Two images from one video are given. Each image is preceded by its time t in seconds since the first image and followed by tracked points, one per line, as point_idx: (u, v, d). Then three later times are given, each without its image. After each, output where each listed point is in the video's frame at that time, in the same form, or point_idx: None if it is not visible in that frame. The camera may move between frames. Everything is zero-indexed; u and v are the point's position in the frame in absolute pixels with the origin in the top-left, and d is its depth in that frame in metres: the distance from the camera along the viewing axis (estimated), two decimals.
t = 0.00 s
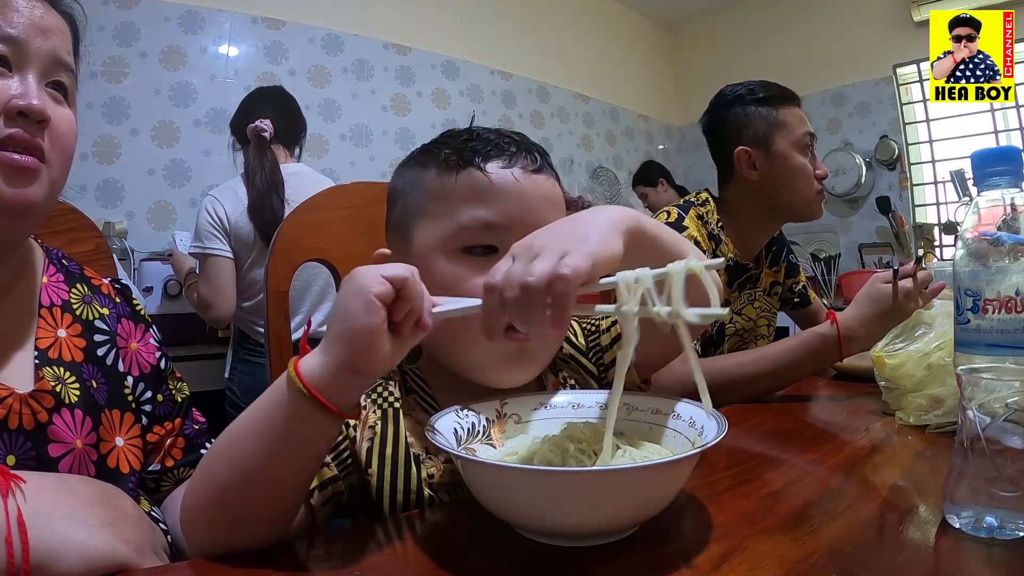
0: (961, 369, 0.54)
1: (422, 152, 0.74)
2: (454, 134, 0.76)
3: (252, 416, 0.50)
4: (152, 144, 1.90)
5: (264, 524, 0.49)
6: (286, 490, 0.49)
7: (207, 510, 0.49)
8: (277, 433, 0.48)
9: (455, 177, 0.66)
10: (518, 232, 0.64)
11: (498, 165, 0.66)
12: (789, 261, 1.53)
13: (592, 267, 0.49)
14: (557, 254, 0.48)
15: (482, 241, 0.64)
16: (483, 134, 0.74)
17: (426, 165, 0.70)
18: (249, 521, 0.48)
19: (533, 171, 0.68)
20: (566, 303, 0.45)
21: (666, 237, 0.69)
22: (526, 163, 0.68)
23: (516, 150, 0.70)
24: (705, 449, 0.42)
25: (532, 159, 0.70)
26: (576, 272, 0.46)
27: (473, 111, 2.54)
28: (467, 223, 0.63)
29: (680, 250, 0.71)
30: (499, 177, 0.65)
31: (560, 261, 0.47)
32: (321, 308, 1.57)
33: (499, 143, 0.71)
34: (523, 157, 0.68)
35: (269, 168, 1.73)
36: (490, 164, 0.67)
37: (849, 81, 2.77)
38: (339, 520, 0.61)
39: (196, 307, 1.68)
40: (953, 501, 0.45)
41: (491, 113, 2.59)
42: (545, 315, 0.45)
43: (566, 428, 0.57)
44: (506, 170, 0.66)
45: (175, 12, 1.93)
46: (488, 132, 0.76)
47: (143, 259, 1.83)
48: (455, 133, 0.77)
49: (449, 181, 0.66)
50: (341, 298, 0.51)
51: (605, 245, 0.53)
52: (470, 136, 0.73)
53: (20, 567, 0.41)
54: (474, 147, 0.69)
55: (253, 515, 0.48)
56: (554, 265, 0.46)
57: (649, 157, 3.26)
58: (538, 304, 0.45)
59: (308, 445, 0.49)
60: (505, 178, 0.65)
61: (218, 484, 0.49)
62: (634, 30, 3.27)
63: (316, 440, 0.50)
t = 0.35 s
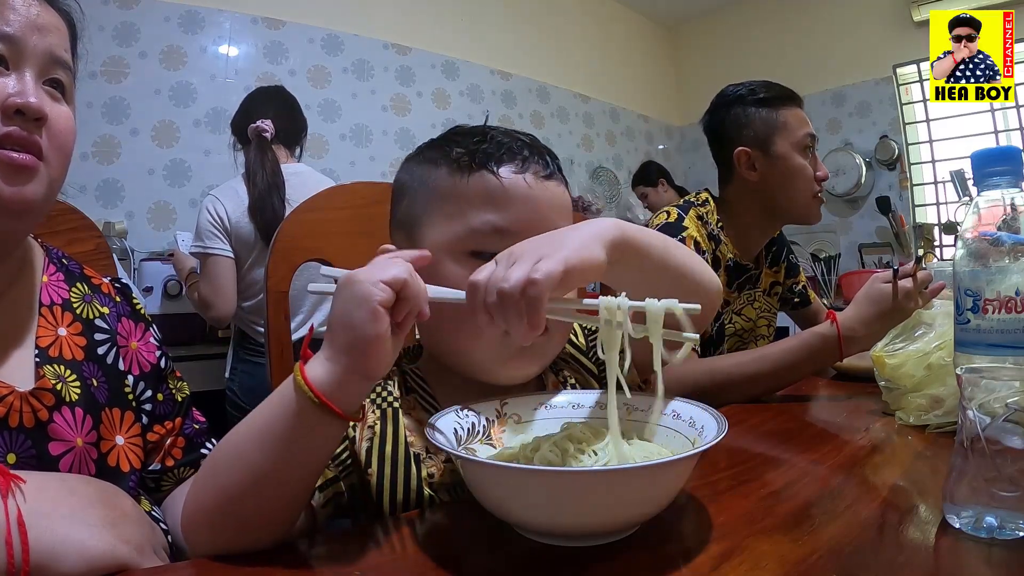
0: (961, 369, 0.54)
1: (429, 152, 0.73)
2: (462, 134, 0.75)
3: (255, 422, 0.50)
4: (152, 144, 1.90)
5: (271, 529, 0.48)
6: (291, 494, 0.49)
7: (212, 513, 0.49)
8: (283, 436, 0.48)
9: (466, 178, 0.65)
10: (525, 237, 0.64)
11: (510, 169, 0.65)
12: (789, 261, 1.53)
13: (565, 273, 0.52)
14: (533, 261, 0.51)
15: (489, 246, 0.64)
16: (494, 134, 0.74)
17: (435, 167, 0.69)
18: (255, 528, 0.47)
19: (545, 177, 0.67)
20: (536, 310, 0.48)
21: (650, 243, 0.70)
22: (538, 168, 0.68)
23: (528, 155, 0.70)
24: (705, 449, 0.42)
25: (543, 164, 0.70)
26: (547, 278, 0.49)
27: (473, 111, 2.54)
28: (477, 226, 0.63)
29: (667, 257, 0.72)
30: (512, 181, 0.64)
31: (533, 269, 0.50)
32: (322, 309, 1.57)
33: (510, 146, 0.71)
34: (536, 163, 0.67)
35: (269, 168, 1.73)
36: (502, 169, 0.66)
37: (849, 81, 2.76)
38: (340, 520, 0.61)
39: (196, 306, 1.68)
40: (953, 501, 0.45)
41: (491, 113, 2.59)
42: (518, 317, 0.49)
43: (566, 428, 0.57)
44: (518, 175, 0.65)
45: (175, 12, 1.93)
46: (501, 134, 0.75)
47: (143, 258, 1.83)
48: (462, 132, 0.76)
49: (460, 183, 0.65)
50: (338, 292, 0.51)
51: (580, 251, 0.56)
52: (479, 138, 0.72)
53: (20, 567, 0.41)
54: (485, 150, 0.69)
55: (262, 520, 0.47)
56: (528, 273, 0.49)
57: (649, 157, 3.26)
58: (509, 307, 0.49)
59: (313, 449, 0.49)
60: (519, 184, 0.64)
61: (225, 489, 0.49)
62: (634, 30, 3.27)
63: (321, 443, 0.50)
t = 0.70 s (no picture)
0: (961, 369, 0.54)
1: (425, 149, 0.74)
2: (458, 130, 0.76)
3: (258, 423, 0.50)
4: (152, 144, 1.90)
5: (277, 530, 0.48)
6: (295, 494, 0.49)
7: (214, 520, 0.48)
8: (286, 437, 0.48)
9: (451, 176, 0.66)
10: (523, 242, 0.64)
11: (494, 163, 0.65)
12: (788, 261, 1.53)
13: (560, 268, 0.53)
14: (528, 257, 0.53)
15: (472, 236, 0.64)
16: (483, 130, 0.74)
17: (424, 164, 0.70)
18: (261, 528, 0.47)
19: (530, 169, 0.66)
20: (532, 294, 0.50)
21: (644, 266, 0.68)
22: (524, 160, 0.66)
23: (514, 148, 0.69)
24: (705, 449, 0.42)
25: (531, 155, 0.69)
26: (542, 268, 0.51)
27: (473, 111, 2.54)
28: (459, 216, 0.64)
29: (664, 275, 0.70)
30: (493, 174, 0.64)
31: (529, 260, 0.51)
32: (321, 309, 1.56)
33: (497, 140, 0.71)
34: (519, 155, 0.66)
35: (269, 168, 1.73)
36: (484, 164, 0.66)
37: (849, 81, 2.76)
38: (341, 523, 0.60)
39: (195, 306, 1.68)
40: (953, 501, 0.45)
41: (491, 113, 2.59)
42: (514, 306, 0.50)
43: (566, 428, 0.57)
44: (500, 168, 0.65)
45: (175, 12, 1.93)
46: (492, 129, 0.75)
47: (143, 259, 1.83)
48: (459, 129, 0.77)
49: (445, 180, 0.66)
50: (335, 299, 0.50)
51: (573, 255, 0.57)
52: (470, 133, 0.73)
53: (20, 567, 0.41)
54: (470, 146, 0.68)
55: (265, 522, 0.47)
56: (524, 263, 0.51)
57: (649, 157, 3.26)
58: (505, 295, 0.49)
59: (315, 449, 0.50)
60: (498, 176, 0.64)
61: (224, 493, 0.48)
62: (634, 30, 3.27)
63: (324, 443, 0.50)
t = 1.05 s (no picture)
0: (961, 369, 0.53)
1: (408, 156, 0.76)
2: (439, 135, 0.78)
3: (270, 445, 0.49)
4: (152, 144, 1.90)
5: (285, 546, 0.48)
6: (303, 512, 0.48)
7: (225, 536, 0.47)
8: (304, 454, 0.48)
9: (416, 172, 0.68)
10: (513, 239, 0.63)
11: (450, 154, 0.66)
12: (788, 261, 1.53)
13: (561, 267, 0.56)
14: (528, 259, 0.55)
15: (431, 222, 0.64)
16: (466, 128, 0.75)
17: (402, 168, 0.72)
18: (272, 545, 0.47)
19: (489, 155, 0.66)
20: (543, 282, 0.52)
21: (626, 281, 0.69)
22: (481, 149, 0.67)
23: (476, 142, 0.69)
24: (704, 450, 0.42)
25: (492, 144, 0.69)
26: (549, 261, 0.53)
27: (473, 111, 2.54)
28: (415, 204, 0.65)
29: (651, 289, 0.70)
30: (443, 162, 0.65)
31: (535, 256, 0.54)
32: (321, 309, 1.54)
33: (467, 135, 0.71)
34: (476, 145, 0.67)
35: (269, 168, 1.73)
36: (444, 156, 0.67)
37: (849, 81, 2.76)
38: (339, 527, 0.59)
39: (196, 307, 1.68)
40: (953, 501, 0.45)
41: (491, 113, 2.59)
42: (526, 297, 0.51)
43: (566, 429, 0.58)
44: (453, 156, 0.66)
45: (175, 12, 1.93)
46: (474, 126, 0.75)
47: (143, 258, 1.84)
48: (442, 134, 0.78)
49: (411, 178, 0.68)
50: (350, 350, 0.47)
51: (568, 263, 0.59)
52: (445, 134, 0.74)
53: (20, 567, 0.41)
54: (437, 145, 0.70)
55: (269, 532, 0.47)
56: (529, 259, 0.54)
57: (649, 157, 3.26)
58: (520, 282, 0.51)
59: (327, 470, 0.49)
60: (448, 161, 0.65)
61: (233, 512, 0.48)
62: (634, 30, 3.27)
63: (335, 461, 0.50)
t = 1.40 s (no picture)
0: (961, 369, 0.53)
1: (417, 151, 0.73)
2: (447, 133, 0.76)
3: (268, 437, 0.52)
4: (152, 144, 1.90)
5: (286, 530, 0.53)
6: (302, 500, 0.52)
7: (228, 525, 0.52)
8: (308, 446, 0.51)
9: (471, 163, 0.67)
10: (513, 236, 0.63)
11: (512, 155, 0.68)
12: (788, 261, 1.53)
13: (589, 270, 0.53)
14: (558, 260, 0.52)
15: (508, 218, 0.64)
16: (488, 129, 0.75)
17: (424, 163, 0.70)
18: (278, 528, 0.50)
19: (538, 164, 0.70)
20: (575, 295, 0.48)
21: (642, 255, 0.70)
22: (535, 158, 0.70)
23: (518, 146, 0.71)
24: (705, 449, 0.42)
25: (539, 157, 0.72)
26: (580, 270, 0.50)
27: (473, 111, 2.54)
28: (494, 201, 0.63)
29: (662, 270, 0.72)
30: (513, 164, 0.66)
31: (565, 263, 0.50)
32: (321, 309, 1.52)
33: (505, 136, 0.72)
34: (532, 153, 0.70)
35: (269, 172, 1.73)
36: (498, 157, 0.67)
37: (849, 81, 2.76)
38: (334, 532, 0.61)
39: (196, 307, 1.69)
40: (953, 501, 0.45)
41: (491, 113, 2.59)
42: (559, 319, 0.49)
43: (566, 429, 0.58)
44: (518, 159, 0.68)
45: (175, 12, 1.93)
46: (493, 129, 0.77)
47: (143, 259, 1.84)
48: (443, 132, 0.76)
49: (463, 167, 0.67)
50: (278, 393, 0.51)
51: (590, 258, 0.57)
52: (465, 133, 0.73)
53: (20, 567, 0.41)
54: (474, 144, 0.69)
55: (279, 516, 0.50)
56: (561, 267, 0.50)
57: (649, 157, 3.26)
58: (554, 299, 0.48)
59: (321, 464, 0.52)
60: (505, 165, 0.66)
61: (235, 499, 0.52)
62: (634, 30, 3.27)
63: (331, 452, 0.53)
